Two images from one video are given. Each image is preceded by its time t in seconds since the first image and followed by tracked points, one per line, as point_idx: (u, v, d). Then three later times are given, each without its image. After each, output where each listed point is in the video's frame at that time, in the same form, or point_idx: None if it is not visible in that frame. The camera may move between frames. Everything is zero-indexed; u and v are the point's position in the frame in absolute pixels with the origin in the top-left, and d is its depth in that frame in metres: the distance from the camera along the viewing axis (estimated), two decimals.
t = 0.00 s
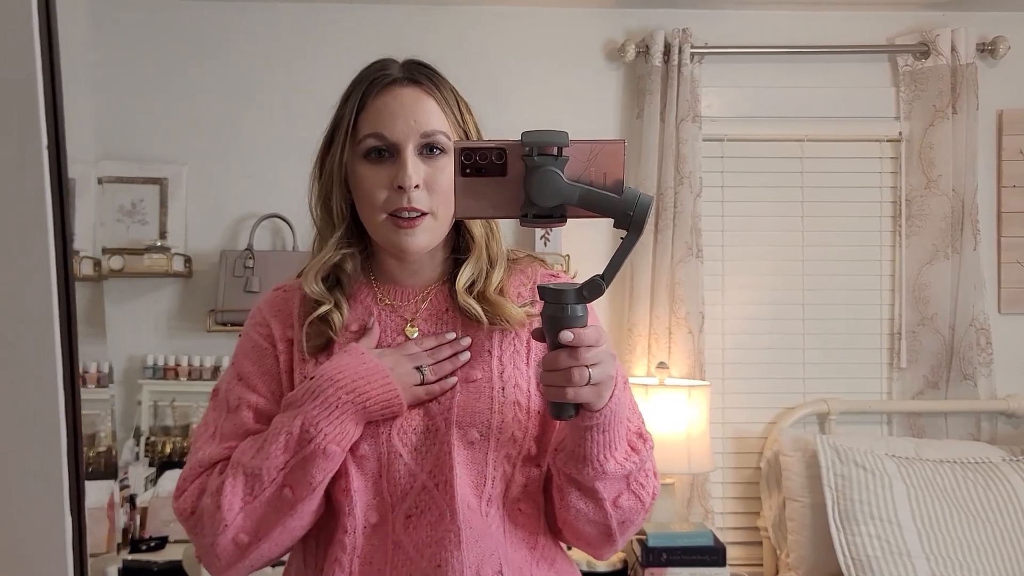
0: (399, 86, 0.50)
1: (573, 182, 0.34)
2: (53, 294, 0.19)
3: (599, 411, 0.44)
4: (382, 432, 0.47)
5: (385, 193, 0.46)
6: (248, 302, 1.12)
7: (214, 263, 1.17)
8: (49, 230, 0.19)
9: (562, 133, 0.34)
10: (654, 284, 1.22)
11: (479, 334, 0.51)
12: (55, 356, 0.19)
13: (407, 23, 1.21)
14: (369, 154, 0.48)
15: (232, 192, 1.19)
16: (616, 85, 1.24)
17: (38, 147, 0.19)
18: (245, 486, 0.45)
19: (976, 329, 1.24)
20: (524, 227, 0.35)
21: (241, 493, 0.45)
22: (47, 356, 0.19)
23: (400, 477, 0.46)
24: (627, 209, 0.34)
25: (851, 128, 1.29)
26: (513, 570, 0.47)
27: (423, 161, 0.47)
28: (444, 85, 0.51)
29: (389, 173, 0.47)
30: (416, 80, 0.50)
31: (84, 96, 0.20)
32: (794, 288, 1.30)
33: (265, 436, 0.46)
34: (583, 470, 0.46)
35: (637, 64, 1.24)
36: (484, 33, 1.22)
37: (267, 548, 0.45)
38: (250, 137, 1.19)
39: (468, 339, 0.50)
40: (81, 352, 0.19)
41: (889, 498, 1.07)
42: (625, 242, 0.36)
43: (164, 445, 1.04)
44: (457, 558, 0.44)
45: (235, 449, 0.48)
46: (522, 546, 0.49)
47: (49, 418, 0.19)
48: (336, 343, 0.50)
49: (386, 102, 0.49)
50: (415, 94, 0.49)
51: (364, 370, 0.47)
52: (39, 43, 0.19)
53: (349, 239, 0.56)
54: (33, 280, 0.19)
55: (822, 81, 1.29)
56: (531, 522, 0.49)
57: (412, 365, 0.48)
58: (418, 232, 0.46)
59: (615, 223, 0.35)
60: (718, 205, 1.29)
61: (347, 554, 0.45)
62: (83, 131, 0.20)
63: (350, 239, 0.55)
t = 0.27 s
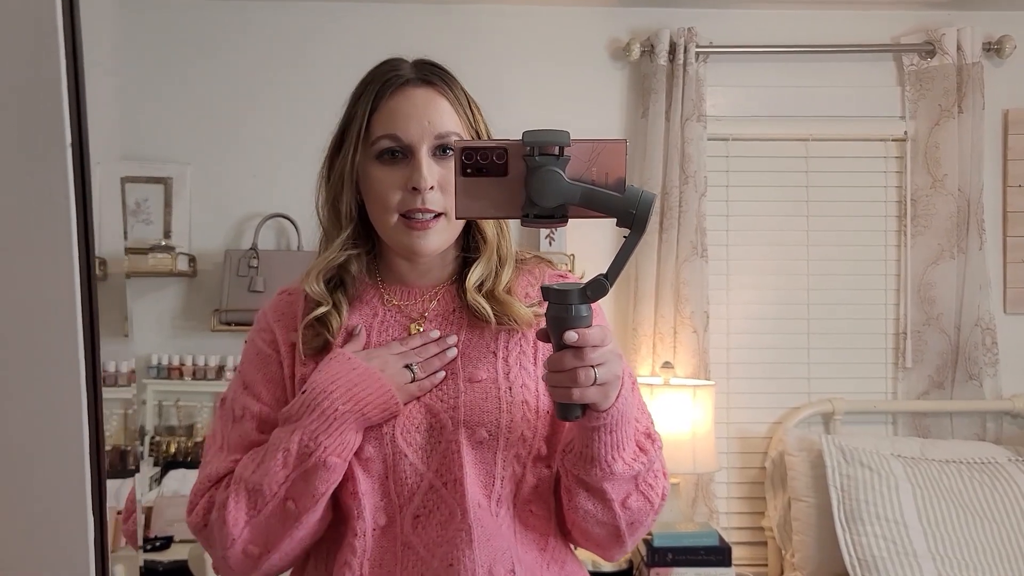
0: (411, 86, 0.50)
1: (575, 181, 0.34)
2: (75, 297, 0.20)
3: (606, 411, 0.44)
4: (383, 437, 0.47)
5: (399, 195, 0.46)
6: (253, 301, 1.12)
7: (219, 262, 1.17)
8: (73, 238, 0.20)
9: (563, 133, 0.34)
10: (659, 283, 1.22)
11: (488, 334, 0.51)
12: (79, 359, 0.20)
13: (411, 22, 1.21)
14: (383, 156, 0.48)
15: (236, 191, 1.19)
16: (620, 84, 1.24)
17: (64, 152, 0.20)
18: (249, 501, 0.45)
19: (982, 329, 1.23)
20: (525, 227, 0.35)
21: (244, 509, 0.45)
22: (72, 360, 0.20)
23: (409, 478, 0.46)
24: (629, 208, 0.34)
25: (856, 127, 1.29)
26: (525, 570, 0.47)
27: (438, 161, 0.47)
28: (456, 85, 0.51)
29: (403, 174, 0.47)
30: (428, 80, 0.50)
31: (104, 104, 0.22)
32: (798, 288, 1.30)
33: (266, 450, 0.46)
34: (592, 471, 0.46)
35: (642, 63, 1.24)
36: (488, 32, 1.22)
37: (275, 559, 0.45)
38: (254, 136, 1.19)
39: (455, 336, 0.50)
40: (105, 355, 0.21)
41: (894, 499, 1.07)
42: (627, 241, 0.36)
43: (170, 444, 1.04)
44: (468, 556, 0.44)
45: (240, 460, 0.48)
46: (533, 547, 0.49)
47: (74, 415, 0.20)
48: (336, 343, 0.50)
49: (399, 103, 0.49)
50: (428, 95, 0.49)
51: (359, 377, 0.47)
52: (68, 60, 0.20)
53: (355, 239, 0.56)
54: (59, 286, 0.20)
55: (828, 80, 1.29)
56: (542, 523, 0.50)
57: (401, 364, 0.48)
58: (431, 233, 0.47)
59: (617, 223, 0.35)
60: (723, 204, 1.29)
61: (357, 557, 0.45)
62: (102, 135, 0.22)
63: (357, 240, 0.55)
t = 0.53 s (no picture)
0: (410, 86, 0.49)
1: (575, 182, 0.34)
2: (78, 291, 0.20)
3: (607, 412, 0.44)
4: (381, 438, 0.47)
5: (397, 195, 0.46)
6: (254, 301, 1.12)
7: (219, 262, 1.17)
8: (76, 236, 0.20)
9: (563, 133, 0.34)
10: (660, 283, 1.22)
11: (489, 335, 0.50)
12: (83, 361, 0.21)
13: (412, 22, 1.21)
14: (381, 156, 0.48)
15: (237, 191, 1.19)
16: (621, 84, 1.24)
17: (63, 153, 0.20)
18: (247, 503, 0.45)
19: (983, 329, 1.23)
20: (525, 227, 0.35)
21: (243, 513, 0.45)
22: (73, 361, 0.20)
23: (410, 478, 0.46)
24: (629, 208, 0.34)
25: (858, 127, 1.29)
26: (526, 570, 0.47)
27: (436, 162, 0.47)
28: (456, 85, 0.51)
29: (401, 175, 0.47)
30: (428, 80, 0.50)
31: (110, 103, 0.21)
32: (800, 288, 1.30)
33: (263, 452, 0.46)
34: (593, 472, 0.46)
35: (643, 62, 1.24)
36: (489, 31, 1.22)
37: (275, 560, 0.45)
38: (254, 136, 1.19)
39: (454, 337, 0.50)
40: (107, 354, 0.21)
41: (896, 499, 1.07)
42: (628, 241, 0.36)
43: (170, 444, 1.04)
44: (469, 556, 0.44)
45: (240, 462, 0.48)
46: (535, 547, 0.49)
47: (74, 415, 0.21)
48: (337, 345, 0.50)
49: (398, 103, 0.49)
50: (426, 95, 0.49)
51: (355, 378, 0.47)
52: (67, 59, 0.20)
53: (356, 239, 0.56)
54: (63, 285, 0.20)
55: (829, 79, 1.28)
56: (543, 524, 0.50)
57: (399, 364, 0.48)
58: (429, 234, 0.47)
59: (617, 222, 0.34)
60: (724, 204, 1.29)
61: (358, 557, 0.45)
62: (106, 135, 0.21)
63: (358, 239, 0.55)
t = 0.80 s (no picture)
0: (411, 82, 0.49)
1: (577, 181, 0.34)
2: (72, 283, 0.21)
3: (608, 412, 0.44)
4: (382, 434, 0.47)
5: (398, 192, 0.46)
6: (254, 299, 1.12)
7: (220, 261, 1.17)
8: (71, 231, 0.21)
9: (565, 133, 0.34)
10: (661, 282, 1.22)
11: (489, 332, 0.50)
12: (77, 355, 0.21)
13: (412, 20, 1.21)
14: (382, 152, 0.48)
15: (238, 190, 1.19)
16: (622, 83, 1.24)
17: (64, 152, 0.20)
18: (248, 499, 0.45)
19: (985, 329, 1.23)
20: (526, 227, 0.35)
21: (244, 509, 0.45)
22: (71, 361, 0.21)
23: (409, 476, 0.46)
24: (631, 208, 0.34)
25: (859, 126, 1.29)
26: (526, 567, 0.47)
27: (437, 158, 0.47)
28: (458, 81, 0.51)
29: (402, 172, 0.47)
30: (429, 76, 0.50)
31: (106, 99, 0.22)
32: (801, 286, 1.30)
33: (265, 448, 0.46)
34: (593, 471, 0.46)
35: (644, 61, 1.23)
36: (490, 30, 1.22)
37: (275, 557, 0.45)
38: (255, 135, 1.19)
39: (456, 334, 0.50)
40: (102, 352, 0.21)
41: (897, 498, 1.07)
42: (630, 242, 0.36)
43: (171, 443, 1.04)
44: (469, 554, 0.44)
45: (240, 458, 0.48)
46: (535, 544, 0.49)
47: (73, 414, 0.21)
48: (339, 342, 0.50)
49: (399, 100, 0.48)
50: (428, 92, 0.48)
51: (356, 374, 0.47)
52: (62, 54, 0.20)
53: (356, 235, 0.55)
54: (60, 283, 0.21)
55: (830, 78, 1.28)
56: (544, 520, 0.49)
57: (401, 361, 0.48)
58: (431, 231, 0.46)
59: (619, 222, 0.34)
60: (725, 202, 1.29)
61: (358, 554, 0.45)
62: (105, 131, 0.22)
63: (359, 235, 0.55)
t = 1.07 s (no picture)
0: (415, 82, 0.50)
1: (578, 182, 0.34)
2: (83, 289, 0.22)
3: (609, 411, 0.44)
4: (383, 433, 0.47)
5: (401, 191, 0.46)
6: (256, 299, 1.12)
7: (221, 261, 1.18)
8: (82, 236, 0.22)
9: (566, 133, 0.34)
10: (662, 281, 1.22)
11: (491, 331, 0.50)
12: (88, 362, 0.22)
13: (413, 20, 1.21)
14: (386, 151, 0.48)
15: (239, 190, 1.19)
16: (623, 82, 1.24)
17: (68, 149, 0.21)
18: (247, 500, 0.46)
19: (986, 329, 1.23)
20: (527, 227, 0.35)
21: (247, 507, 0.45)
22: (75, 358, 0.22)
23: (410, 474, 0.46)
24: (632, 208, 0.34)
25: (861, 126, 1.29)
26: (527, 566, 0.47)
27: (440, 157, 0.47)
28: (462, 81, 0.51)
29: (405, 170, 0.47)
30: (433, 75, 0.50)
31: (113, 98, 0.23)
32: (803, 286, 1.30)
33: (265, 448, 0.46)
34: (595, 470, 0.46)
35: (645, 61, 1.24)
36: (490, 30, 1.22)
37: (278, 556, 0.46)
38: (255, 134, 1.19)
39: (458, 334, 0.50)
40: (111, 352, 0.23)
41: (899, 498, 1.07)
42: (631, 241, 0.36)
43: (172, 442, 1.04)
44: (469, 554, 0.44)
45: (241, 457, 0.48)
46: (536, 543, 0.49)
47: (80, 415, 0.22)
48: (343, 340, 0.50)
49: (403, 98, 0.49)
50: (432, 92, 0.49)
51: (359, 377, 0.46)
52: (71, 56, 0.21)
53: (360, 234, 0.55)
54: (64, 284, 0.22)
55: (832, 78, 1.28)
56: (544, 519, 0.50)
57: (406, 366, 0.47)
58: (432, 229, 0.46)
59: (619, 222, 0.34)
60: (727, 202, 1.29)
61: (359, 553, 0.45)
62: (111, 131, 0.23)
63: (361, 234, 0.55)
